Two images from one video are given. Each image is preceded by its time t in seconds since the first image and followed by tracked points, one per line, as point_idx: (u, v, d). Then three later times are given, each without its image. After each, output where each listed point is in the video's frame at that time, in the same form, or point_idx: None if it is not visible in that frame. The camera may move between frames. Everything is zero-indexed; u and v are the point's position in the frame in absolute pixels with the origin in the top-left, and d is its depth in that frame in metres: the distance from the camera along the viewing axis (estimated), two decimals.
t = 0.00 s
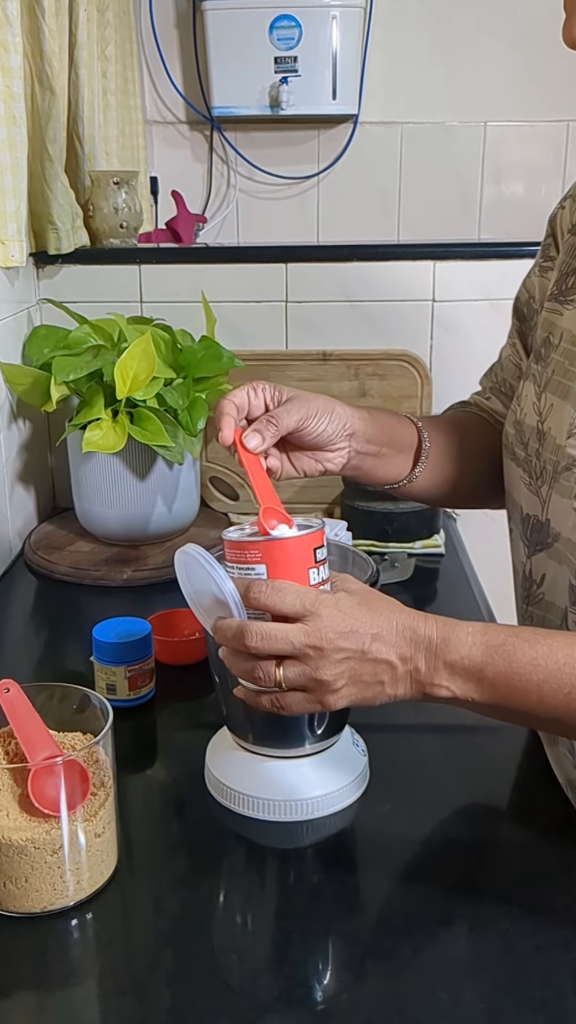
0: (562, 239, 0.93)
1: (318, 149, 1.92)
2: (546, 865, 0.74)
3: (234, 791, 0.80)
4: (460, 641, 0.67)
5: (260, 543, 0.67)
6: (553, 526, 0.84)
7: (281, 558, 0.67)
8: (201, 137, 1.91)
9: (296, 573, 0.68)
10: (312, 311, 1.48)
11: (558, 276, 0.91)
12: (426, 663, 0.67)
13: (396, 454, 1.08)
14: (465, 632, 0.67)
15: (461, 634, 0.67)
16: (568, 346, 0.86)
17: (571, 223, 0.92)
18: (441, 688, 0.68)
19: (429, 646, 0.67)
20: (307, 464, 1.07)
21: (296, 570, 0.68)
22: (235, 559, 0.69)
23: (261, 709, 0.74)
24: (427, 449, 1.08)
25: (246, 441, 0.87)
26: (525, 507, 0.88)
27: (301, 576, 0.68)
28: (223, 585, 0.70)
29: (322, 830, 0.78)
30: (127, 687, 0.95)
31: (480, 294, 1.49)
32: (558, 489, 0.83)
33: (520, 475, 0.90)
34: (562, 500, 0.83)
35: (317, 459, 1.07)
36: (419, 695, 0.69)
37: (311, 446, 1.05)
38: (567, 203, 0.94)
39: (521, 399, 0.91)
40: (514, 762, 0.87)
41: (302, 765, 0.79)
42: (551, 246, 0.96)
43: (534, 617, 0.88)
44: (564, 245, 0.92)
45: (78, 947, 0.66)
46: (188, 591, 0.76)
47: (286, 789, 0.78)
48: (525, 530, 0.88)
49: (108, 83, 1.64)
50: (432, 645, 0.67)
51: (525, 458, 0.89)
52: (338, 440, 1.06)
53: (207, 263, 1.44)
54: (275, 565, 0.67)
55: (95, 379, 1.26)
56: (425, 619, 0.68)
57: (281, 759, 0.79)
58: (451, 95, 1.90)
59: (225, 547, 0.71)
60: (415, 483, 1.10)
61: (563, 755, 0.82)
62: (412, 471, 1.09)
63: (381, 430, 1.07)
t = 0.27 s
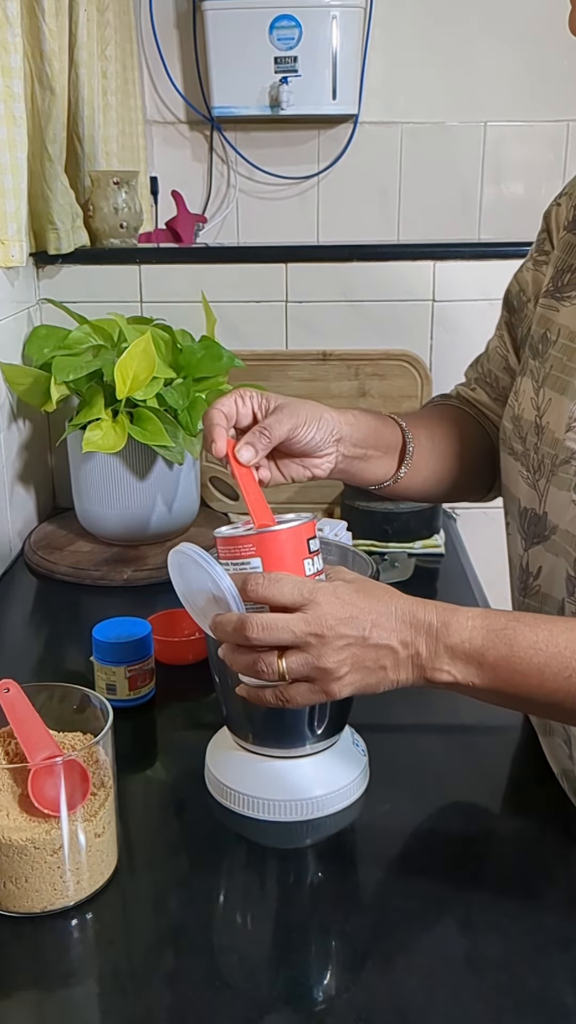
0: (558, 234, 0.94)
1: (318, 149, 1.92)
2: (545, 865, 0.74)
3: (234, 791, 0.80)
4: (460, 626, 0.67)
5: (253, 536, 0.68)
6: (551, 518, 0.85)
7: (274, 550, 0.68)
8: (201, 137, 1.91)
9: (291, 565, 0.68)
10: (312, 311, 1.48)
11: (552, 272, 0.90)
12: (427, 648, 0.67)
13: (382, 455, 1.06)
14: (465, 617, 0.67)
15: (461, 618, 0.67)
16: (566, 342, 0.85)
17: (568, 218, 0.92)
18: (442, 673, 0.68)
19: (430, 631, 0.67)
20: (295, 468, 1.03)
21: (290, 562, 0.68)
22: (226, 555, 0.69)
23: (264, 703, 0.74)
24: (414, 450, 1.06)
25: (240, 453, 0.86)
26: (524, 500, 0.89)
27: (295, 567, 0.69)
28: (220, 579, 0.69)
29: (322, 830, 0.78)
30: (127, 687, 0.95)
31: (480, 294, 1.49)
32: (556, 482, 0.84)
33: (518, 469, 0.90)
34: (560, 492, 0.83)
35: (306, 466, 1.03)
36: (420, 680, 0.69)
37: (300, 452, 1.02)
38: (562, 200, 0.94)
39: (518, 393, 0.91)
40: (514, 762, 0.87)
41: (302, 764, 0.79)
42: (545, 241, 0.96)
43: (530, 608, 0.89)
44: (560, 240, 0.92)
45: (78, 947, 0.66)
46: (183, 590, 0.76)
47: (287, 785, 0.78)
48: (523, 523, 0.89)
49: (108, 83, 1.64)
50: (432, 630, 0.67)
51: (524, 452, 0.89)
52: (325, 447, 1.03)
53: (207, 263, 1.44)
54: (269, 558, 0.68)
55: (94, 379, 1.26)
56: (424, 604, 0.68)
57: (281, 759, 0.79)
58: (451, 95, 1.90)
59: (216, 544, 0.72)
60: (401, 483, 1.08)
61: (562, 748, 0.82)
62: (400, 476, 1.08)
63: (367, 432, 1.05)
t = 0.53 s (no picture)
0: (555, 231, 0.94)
1: (318, 149, 1.92)
2: (545, 865, 0.74)
3: (234, 791, 0.80)
4: (457, 614, 0.68)
5: (252, 524, 0.67)
6: (546, 514, 0.85)
7: (273, 537, 0.67)
8: (201, 137, 1.91)
9: (290, 552, 0.68)
10: (312, 311, 1.48)
11: (549, 271, 0.90)
12: (425, 635, 0.68)
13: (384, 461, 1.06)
14: (461, 605, 0.68)
15: (457, 607, 0.68)
16: (565, 341, 0.85)
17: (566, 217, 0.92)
18: (439, 660, 0.68)
19: (427, 618, 0.68)
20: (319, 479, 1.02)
21: (289, 549, 0.68)
22: (223, 545, 0.68)
23: (261, 694, 0.72)
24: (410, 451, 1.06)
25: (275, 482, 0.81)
26: (521, 495, 0.89)
27: (294, 555, 0.68)
28: (221, 568, 0.68)
29: (322, 830, 0.78)
30: (127, 687, 0.95)
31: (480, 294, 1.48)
32: (552, 478, 0.84)
33: (515, 465, 0.90)
34: (557, 488, 0.84)
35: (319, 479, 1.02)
36: (417, 669, 0.69)
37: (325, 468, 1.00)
38: (560, 196, 0.94)
39: (516, 390, 0.91)
40: (514, 763, 0.87)
41: (302, 763, 0.79)
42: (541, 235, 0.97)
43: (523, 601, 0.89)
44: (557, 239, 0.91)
45: (78, 947, 0.66)
46: (177, 581, 0.74)
47: (286, 780, 0.78)
48: (519, 517, 0.89)
49: (108, 83, 1.64)
50: (429, 617, 0.68)
51: (521, 449, 0.89)
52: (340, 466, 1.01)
53: (207, 263, 1.44)
54: (268, 545, 0.67)
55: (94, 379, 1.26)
56: (421, 592, 0.69)
57: (281, 759, 0.79)
58: (451, 95, 1.90)
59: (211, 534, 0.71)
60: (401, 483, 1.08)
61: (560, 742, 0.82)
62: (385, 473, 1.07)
63: (378, 442, 1.03)
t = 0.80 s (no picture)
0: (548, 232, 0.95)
1: (318, 149, 1.92)
2: (546, 864, 0.74)
3: (234, 791, 0.80)
4: (455, 611, 0.68)
5: (253, 522, 0.67)
6: (539, 511, 0.85)
7: (274, 535, 0.68)
8: (201, 137, 1.91)
9: (290, 550, 0.68)
10: (312, 311, 1.48)
11: (543, 272, 0.90)
12: (424, 632, 0.67)
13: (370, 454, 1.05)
14: (460, 602, 0.68)
15: (455, 603, 0.68)
16: (558, 341, 0.85)
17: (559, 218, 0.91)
18: (438, 658, 0.68)
19: (426, 616, 0.67)
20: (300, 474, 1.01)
21: (288, 547, 0.68)
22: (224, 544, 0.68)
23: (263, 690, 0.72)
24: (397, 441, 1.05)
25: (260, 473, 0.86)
26: (514, 492, 0.89)
27: (294, 553, 0.69)
28: (223, 564, 0.68)
29: (321, 830, 0.78)
30: (127, 687, 0.95)
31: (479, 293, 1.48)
32: (546, 476, 0.84)
33: (510, 464, 0.90)
34: (550, 487, 0.84)
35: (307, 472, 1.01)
36: (417, 666, 0.69)
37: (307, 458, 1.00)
38: (553, 199, 0.94)
39: (510, 389, 0.91)
40: (514, 763, 0.87)
41: (302, 763, 0.79)
42: (534, 236, 0.97)
43: (516, 596, 0.90)
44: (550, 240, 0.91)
45: (78, 947, 0.66)
46: (177, 579, 0.74)
47: (286, 779, 0.78)
48: (513, 515, 0.89)
49: (108, 83, 1.64)
50: (429, 615, 0.67)
51: (515, 447, 0.89)
52: (324, 458, 1.01)
53: (208, 263, 1.44)
54: (269, 543, 0.68)
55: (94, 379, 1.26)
56: (420, 590, 0.68)
57: (281, 759, 0.79)
58: (451, 94, 1.90)
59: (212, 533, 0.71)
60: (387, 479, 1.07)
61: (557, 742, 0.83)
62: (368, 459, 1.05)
63: (361, 434, 1.03)
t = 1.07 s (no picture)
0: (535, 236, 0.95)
1: (318, 149, 1.92)
2: (546, 864, 0.74)
3: (234, 791, 0.80)
4: (449, 611, 0.68)
5: (247, 527, 0.67)
6: (530, 511, 0.85)
7: (268, 539, 0.67)
8: (201, 137, 1.91)
9: (283, 554, 0.68)
10: (312, 311, 1.48)
11: (531, 277, 0.90)
12: (417, 633, 0.67)
13: (348, 439, 1.04)
14: (453, 602, 0.68)
15: (449, 603, 0.68)
16: (545, 345, 0.86)
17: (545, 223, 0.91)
18: (431, 658, 0.68)
19: (419, 617, 0.67)
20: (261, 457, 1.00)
21: (282, 551, 0.68)
22: (219, 548, 0.68)
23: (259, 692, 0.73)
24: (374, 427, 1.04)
25: (224, 440, 0.87)
26: (506, 494, 0.89)
27: (287, 557, 0.68)
28: (218, 571, 0.68)
29: (322, 830, 0.78)
30: (127, 687, 0.95)
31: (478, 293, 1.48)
32: (536, 477, 0.84)
33: (500, 466, 0.90)
34: (539, 487, 0.83)
35: (281, 451, 1.01)
36: (410, 665, 0.69)
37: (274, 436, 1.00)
38: (541, 204, 0.94)
39: (499, 391, 0.91)
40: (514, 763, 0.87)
41: (302, 764, 0.79)
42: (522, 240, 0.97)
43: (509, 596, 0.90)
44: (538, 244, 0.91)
45: (78, 947, 0.66)
46: (175, 584, 0.74)
47: (285, 780, 0.78)
48: (504, 516, 0.89)
49: (108, 83, 1.64)
50: (422, 616, 0.67)
51: (505, 449, 0.90)
52: (298, 431, 1.00)
53: (208, 263, 1.44)
54: (263, 547, 0.67)
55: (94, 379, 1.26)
56: (414, 591, 0.68)
57: (281, 759, 0.79)
58: (451, 94, 1.90)
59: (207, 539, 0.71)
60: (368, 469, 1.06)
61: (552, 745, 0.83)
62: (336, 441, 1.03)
63: (335, 416, 1.02)
